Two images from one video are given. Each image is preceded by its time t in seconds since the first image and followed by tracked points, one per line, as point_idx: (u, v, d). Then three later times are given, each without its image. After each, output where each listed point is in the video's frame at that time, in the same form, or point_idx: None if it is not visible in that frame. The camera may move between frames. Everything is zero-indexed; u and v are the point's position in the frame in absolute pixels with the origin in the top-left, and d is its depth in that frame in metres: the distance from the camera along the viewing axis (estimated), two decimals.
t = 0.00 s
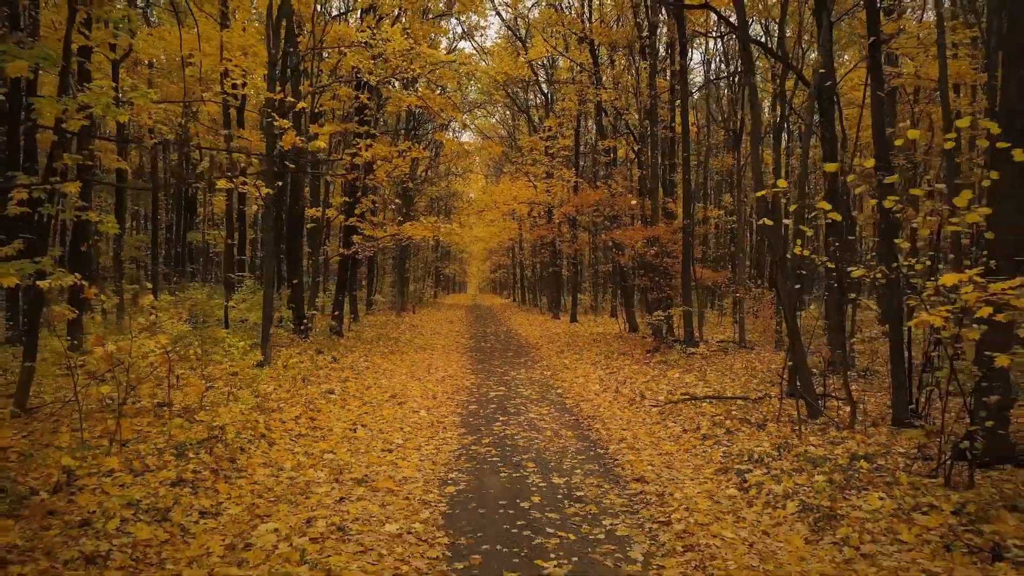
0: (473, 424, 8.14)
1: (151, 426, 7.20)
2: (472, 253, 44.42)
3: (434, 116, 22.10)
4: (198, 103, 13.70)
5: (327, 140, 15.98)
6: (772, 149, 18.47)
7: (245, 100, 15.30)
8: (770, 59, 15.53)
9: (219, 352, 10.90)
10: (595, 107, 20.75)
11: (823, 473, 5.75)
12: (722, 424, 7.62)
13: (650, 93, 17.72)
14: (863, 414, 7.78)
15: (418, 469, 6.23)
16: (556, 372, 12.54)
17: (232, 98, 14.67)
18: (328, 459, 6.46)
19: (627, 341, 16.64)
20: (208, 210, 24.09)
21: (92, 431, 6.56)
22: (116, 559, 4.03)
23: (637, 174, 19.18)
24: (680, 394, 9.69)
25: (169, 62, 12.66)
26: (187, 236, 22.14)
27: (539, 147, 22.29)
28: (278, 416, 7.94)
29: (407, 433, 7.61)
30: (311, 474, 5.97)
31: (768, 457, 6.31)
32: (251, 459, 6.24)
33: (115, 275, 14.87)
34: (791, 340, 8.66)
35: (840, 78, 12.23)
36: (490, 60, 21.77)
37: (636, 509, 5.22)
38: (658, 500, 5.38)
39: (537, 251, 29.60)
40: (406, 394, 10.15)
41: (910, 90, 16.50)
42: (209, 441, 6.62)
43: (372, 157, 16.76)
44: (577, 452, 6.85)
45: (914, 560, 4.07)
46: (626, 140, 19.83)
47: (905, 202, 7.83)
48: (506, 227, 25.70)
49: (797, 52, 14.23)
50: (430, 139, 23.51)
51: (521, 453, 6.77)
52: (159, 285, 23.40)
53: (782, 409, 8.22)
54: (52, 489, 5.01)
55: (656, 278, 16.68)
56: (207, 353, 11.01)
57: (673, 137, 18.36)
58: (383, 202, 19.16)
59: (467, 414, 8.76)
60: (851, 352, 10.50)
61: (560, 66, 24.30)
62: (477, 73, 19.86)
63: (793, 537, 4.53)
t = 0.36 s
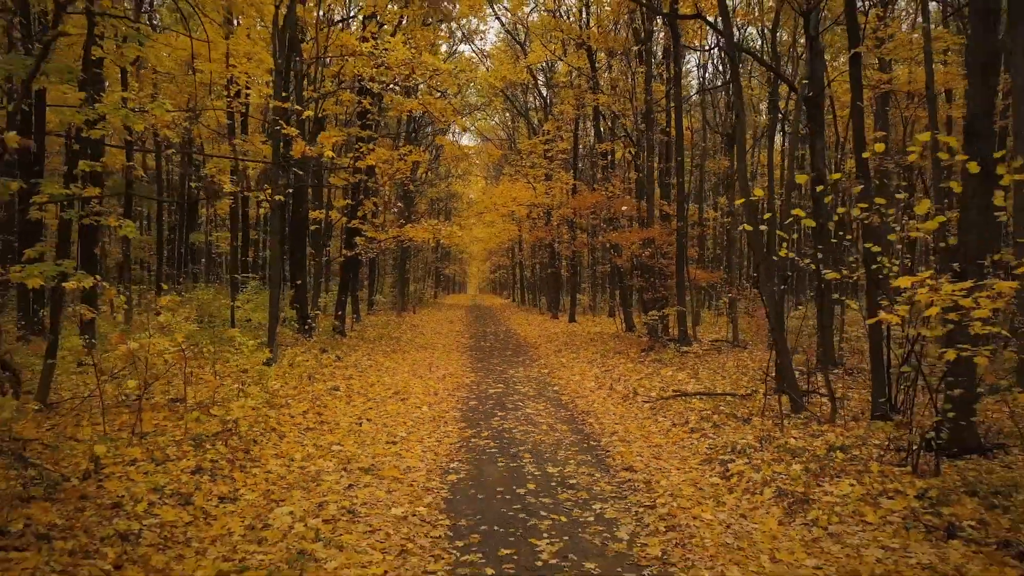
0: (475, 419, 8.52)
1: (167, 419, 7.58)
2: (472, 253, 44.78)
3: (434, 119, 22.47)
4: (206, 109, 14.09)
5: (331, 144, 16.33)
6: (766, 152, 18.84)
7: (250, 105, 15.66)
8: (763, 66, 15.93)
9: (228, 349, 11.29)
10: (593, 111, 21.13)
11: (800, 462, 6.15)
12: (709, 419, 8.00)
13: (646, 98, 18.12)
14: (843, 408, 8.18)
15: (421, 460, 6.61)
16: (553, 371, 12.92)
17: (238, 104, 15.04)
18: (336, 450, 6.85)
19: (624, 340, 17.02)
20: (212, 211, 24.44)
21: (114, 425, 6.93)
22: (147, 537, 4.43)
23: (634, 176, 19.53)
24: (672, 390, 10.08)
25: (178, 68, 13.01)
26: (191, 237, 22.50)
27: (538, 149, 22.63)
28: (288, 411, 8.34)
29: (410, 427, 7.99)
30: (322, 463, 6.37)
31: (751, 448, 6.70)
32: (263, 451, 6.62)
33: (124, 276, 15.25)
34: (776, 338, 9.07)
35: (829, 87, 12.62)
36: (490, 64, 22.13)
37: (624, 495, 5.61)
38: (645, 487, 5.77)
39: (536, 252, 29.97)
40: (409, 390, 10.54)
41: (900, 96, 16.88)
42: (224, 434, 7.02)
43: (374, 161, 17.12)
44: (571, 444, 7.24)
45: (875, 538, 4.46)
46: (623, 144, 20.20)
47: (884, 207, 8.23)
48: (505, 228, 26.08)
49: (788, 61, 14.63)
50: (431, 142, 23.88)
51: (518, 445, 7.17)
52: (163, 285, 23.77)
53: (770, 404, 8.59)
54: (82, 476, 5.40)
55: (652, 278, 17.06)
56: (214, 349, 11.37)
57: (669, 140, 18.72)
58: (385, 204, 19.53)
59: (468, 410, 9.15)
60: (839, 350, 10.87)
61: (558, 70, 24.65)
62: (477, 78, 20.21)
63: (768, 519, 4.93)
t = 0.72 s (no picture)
0: (475, 414, 8.91)
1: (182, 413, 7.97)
2: (472, 254, 45.12)
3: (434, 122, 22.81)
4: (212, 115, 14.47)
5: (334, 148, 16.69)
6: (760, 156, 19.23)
7: (255, 110, 16.02)
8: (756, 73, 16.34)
9: (235, 348, 11.66)
10: (590, 115, 21.53)
11: (780, 453, 6.52)
12: (698, 413, 8.39)
13: (641, 103, 18.52)
14: (826, 404, 8.56)
15: (424, 452, 7.00)
16: (550, 368, 13.29)
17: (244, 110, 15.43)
18: (343, 442, 7.25)
19: (620, 339, 17.40)
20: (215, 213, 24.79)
21: (132, 419, 7.32)
22: (172, 518, 4.83)
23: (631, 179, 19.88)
24: (664, 387, 10.46)
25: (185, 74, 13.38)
26: (195, 238, 22.86)
27: (537, 151, 22.98)
28: (296, 406, 8.74)
29: (413, 422, 8.39)
30: (330, 454, 6.77)
31: (735, 440, 7.08)
32: (275, 443, 7.01)
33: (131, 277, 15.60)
34: (763, 336, 9.46)
35: (819, 94, 13.01)
36: (489, 69, 22.48)
37: (614, 482, 6.01)
38: (633, 475, 6.17)
39: (536, 253, 30.35)
40: (411, 387, 10.93)
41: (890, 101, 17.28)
42: (237, 427, 7.41)
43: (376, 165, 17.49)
44: (566, 437, 7.63)
45: (841, 520, 4.86)
46: (620, 147, 20.56)
47: (865, 212, 8.61)
48: (505, 229, 26.44)
49: (780, 68, 15.03)
50: (431, 144, 24.24)
51: (516, 438, 7.56)
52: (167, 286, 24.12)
53: (756, 399, 8.98)
54: (108, 465, 5.78)
55: (648, 279, 17.43)
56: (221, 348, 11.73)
57: (665, 144, 19.07)
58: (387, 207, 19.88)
59: (467, 405, 9.54)
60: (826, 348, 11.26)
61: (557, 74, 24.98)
62: (476, 83, 20.57)
63: (745, 504, 5.31)
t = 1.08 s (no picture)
0: (474, 410, 9.26)
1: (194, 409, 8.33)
2: (473, 255, 45.43)
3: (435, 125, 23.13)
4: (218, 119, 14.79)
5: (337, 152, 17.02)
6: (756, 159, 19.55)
7: (260, 114, 16.35)
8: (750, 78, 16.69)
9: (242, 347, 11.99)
10: (589, 118, 21.85)
11: (764, 446, 6.86)
12: (689, 409, 8.73)
13: (639, 107, 18.87)
14: (811, 400, 8.91)
15: (426, 445, 7.34)
16: (548, 367, 13.62)
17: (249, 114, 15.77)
18: (349, 436, 7.60)
19: (617, 339, 17.75)
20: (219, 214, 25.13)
21: (148, 414, 7.67)
22: (192, 504, 5.18)
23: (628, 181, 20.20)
24: (657, 384, 10.81)
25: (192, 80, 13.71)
26: (199, 239, 23.19)
27: (536, 154, 23.30)
28: (302, 402, 9.09)
29: (415, 417, 8.73)
30: (337, 447, 7.13)
31: (723, 434, 7.42)
32: (284, 436, 7.37)
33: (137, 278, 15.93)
34: (752, 335, 9.80)
35: (809, 101, 13.36)
36: (489, 72, 22.80)
37: (605, 472, 6.37)
38: (624, 466, 6.52)
39: (535, 254, 30.68)
40: (412, 385, 11.28)
41: (882, 106, 17.63)
42: (248, 421, 7.77)
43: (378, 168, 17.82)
44: (562, 431, 7.98)
45: (816, 505, 5.20)
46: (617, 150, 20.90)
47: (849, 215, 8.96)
48: (504, 230, 26.76)
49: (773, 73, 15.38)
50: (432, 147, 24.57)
51: (513, 432, 7.90)
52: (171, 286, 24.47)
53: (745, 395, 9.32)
54: (128, 455, 6.11)
55: (644, 280, 17.75)
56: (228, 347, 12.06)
57: (661, 147, 19.40)
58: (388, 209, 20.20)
59: (467, 402, 9.88)
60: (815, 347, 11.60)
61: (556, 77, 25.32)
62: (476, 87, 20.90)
63: (728, 492, 5.66)
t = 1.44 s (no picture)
0: (475, 406, 9.63)
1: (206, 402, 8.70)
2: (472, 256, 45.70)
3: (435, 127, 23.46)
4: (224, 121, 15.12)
5: (340, 154, 17.35)
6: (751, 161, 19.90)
7: (264, 117, 16.68)
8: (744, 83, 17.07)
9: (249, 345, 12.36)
10: (587, 120, 22.18)
11: (748, 437, 7.24)
12: (680, 404, 9.10)
13: (635, 111, 19.25)
14: (797, 395, 9.29)
15: (428, 438, 7.70)
16: (545, 365, 13.99)
17: (254, 118, 16.15)
18: (355, 429, 7.97)
19: (614, 338, 18.11)
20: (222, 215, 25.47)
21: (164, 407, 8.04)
22: (211, 488, 5.57)
23: (626, 183, 20.54)
24: (650, 381, 11.18)
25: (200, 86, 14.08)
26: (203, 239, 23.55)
27: (535, 156, 23.62)
28: (308, 398, 9.45)
29: (418, 411, 9.11)
30: (343, 439, 7.50)
31: (710, 427, 7.80)
32: (293, 430, 7.73)
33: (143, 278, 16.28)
34: (742, 333, 10.17)
35: (800, 106, 13.74)
36: (489, 75, 23.12)
37: (598, 460, 6.76)
38: (615, 455, 6.89)
39: (535, 255, 30.99)
40: (414, 382, 11.65)
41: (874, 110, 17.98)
42: (258, 415, 8.13)
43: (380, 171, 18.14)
44: (558, 424, 8.35)
45: (791, 490, 5.60)
46: (615, 152, 21.24)
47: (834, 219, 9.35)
48: (504, 231, 27.10)
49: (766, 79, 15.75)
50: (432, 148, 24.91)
51: (513, 426, 8.25)
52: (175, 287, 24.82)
53: (734, 391, 9.69)
54: (148, 444, 6.51)
55: (641, 280, 18.13)
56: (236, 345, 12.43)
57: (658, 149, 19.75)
58: (390, 210, 20.55)
59: (469, 399, 10.23)
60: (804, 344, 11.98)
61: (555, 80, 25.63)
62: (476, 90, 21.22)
63: (712, 479, 6.04)
